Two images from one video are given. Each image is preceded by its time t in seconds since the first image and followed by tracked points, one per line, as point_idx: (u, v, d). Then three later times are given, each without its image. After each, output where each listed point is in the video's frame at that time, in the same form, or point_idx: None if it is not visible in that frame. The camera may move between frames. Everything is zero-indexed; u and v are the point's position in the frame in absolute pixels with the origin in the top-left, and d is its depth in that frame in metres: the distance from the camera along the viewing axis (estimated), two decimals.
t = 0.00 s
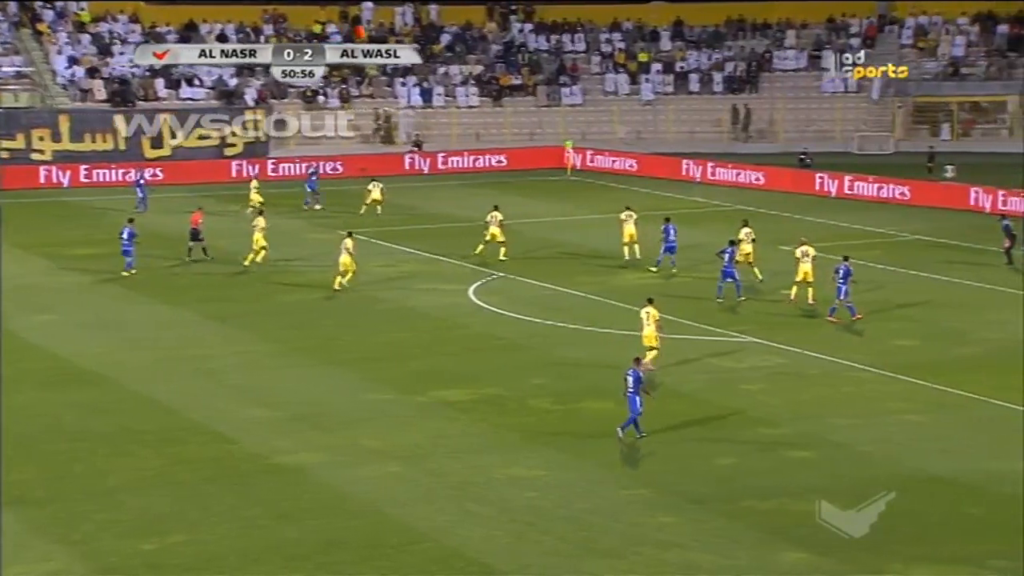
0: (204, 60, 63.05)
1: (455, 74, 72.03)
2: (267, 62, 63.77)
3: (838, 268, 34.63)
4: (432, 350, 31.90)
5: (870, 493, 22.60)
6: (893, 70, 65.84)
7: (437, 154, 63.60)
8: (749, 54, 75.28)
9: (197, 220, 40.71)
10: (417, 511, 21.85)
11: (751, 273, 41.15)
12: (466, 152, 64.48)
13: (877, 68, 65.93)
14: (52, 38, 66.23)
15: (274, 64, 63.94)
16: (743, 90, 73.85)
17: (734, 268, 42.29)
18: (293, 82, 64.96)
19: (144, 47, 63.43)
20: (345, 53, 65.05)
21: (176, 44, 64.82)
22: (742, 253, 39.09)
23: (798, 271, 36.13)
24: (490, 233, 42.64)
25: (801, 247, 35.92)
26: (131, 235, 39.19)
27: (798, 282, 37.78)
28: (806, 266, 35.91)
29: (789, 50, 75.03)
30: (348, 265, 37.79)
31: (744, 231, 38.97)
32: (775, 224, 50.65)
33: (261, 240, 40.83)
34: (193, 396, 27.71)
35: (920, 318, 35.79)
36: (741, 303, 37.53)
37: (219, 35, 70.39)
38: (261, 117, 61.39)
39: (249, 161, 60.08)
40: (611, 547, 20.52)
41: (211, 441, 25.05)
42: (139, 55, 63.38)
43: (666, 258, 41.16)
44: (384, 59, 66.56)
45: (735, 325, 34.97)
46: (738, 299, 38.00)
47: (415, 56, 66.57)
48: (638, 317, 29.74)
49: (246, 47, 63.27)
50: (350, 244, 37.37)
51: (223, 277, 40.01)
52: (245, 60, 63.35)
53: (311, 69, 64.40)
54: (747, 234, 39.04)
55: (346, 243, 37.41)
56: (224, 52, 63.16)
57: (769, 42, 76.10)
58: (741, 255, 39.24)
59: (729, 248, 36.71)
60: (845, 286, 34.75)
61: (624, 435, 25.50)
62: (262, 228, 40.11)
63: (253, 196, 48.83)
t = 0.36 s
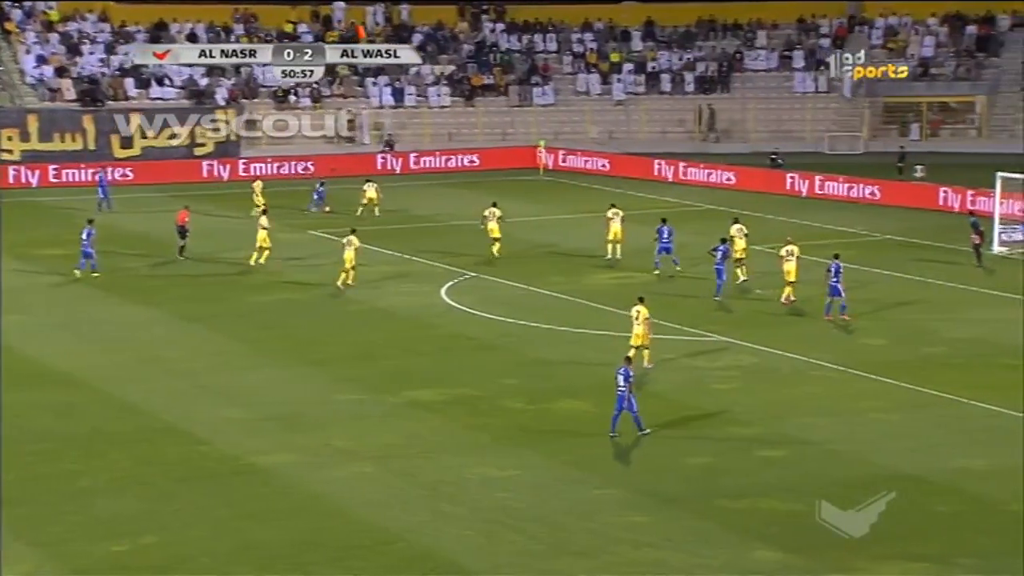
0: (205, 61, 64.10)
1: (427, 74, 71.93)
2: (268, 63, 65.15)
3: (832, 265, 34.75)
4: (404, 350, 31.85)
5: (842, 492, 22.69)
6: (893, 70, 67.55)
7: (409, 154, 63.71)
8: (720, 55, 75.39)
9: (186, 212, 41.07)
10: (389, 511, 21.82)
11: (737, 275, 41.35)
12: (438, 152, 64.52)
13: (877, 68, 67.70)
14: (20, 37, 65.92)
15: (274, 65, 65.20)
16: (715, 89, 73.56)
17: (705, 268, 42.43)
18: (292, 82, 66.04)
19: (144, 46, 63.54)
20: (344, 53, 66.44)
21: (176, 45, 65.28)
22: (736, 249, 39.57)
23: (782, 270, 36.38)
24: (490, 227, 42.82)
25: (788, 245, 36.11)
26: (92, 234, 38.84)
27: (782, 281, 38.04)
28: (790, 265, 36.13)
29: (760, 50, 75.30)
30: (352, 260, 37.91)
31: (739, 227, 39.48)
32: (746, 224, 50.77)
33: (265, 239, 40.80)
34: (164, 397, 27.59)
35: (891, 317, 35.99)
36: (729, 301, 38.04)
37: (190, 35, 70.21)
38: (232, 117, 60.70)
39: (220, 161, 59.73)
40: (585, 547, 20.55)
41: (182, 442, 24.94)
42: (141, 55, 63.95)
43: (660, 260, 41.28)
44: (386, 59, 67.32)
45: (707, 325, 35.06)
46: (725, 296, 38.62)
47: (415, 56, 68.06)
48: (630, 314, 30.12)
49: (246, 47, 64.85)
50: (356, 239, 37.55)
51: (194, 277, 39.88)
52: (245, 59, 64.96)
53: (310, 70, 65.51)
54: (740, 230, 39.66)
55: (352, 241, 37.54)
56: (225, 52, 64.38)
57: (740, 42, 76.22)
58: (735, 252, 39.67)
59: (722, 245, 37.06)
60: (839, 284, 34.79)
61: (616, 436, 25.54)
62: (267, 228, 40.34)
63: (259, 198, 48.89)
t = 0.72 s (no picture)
0: (206, 61, 63.79)
1: (402, 74, 71.86)
2: (267, 62, 64.51)
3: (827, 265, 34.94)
4: (379, 350, 31.81)
5: (815, 492, 22.78)
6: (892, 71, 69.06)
7: (384, 154, 63.65)
8: (694, 55, 75.42)
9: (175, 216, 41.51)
10: (363, 512, 21.79)
11: (738, 275, 41.40)
12: (413, 152, 64.54)
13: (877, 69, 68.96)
14: None
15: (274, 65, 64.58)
16: (690, 89, 73.57)
17: (679, 268, 42.52)
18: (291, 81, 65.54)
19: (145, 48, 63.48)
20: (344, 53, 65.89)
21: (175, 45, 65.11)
22: (732, 251, 39.70)
23: (770, 269, 36.61)
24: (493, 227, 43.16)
25: (775, 245, 36.42)
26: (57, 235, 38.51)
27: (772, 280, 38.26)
28: (778, 264, 36.42)
29: (734, 50, 75.37)
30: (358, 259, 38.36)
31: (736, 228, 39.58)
32: (721, 224, 50.85)
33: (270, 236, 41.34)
34: (138, 398, 27.49)
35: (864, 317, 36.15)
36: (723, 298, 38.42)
37: (163, 34, 70.03)
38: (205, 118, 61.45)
39: (194, 161, 59.60)
40: (560, 546, 20.57)
41: (156, 443, 24.85)
42: (140, 55, 63.82)
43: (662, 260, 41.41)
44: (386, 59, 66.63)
45: (682, 325, 35.14)
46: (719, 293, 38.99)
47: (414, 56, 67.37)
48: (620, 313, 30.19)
49: (246, 48, 64.20)
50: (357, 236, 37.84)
51: (167, 277, 39.73)
52: (246, 59, 64.27)
53: (311, 69, 65.04)
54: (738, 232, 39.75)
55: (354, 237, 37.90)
56: (225, 52, 63.91)
57: (714, 43, 76.35)
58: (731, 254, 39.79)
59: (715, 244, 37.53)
60: (833, 285, 34.97)
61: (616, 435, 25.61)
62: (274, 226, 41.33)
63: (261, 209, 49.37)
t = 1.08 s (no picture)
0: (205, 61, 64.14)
1: (383, 74, 71.79)
2: (267, 62, 64.76)
3: (828, 266, 35.20)
4: (361, 350, 31.75)
5: (797, 490, 22.84)
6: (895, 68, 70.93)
7: (365, 154, 63.33)
8: (675, 55, 75.58)
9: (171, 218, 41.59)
10: (345, 512, 21.75)
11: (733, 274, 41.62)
12: (394, 152, 64.37)
13: (877, 67, 71.09)
14: None
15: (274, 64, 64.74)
16: (670, 90, 73.62)
17: (659, 267, 42.56)
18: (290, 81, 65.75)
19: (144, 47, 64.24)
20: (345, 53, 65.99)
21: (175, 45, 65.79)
22: (731, 250, 40.06)
23: (769, 267, 36.80)
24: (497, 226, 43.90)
25: (773, 241, 36.54)
26: (35, 237, 38.25)
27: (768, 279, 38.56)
28: (777, 262, 36.57)
29: (715, 51, 75.49)
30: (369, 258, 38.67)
31: (733, 226, 39.93)
32: (701, 224, 50.88)
33: (280, 236, 41.41)
34: (119, 398, 27.39)
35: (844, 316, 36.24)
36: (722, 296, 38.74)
37: (143, 34, 69.89)
38: (186, 119, 61.57)
39: (173, 162, 59.49)
40: (543, 546, 20.57)
41: (137, 443, 24.76)
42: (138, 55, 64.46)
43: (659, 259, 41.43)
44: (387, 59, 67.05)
45: (663, 325, 35.18)
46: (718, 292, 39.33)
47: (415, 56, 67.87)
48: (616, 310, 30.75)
49: (246, 48, 64.56)
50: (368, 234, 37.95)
51: (146, 277, 39.56)
52: (245, 59, 64.62)
53: (311, 69, 65.19)
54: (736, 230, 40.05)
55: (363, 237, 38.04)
56: (224, 52, 64.33)
57: (695, 43, 76.48)
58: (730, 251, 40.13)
59: (715, 244, 37.73)
60: (835, 285, 35.16)
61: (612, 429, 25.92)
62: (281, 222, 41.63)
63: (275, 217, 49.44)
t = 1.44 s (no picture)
0: (205, 60, 65.25)
1: (368, 74, 71.75)
2: (267, 62, 66.06)
3: (829, 264, 35.23)
4: (345, 350, 31.71)
5: (781, 489, 22.88)
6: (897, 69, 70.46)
7: (349, 154, 63.32)
8: (659, 54, 75.66)
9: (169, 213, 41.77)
10: (330, 512, 21.72)
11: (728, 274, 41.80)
12: (378, 152, 64.26)
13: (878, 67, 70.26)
14: None
15: (274, 64, 66.06)
16: (654, 90, 73.75)
17: (644, 267, 42.58)
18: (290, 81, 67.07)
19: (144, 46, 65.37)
20: (344, 53, 67.41)
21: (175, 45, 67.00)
22: (730, 247, 40.18)
23: (768, 268, 36.76)
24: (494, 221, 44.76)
25: (772, 245, 36.60)
26: (20, 238, 38.10)
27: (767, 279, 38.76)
28: (774, 264, 36.55)
29: (699, 50, 75.64)
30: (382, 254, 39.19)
31: (733, 222, 39.96)
32: (686, 224, 50.87)
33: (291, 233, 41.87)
34: (103, 398, 27.31)
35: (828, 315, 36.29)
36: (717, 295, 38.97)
37: (126, 33, 69.74)
38: (169, 117, 60.89)
39: (157, 161, 59.64)
40: (527, 546, 20.57)
41: (121, 444, 24.69)
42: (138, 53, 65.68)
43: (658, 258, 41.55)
44: (387, 59, 68.49)
45: (648, 324, 35.21)
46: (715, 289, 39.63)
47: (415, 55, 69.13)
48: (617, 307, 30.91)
49: (246, 48, 65.62)
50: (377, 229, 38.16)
51: (129, 277, 39.42)
52: (246, 59, 65.73)
53: (311, 68, 66.50)
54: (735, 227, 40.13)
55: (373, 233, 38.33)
56: (225, 52, 65.40)
57: (679, 43, 76.59)
58: (729, 249, 40.30)
59: (711, 240, 37.86)
60: (837, 282, 35.27)
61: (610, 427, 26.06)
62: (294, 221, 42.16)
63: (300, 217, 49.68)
